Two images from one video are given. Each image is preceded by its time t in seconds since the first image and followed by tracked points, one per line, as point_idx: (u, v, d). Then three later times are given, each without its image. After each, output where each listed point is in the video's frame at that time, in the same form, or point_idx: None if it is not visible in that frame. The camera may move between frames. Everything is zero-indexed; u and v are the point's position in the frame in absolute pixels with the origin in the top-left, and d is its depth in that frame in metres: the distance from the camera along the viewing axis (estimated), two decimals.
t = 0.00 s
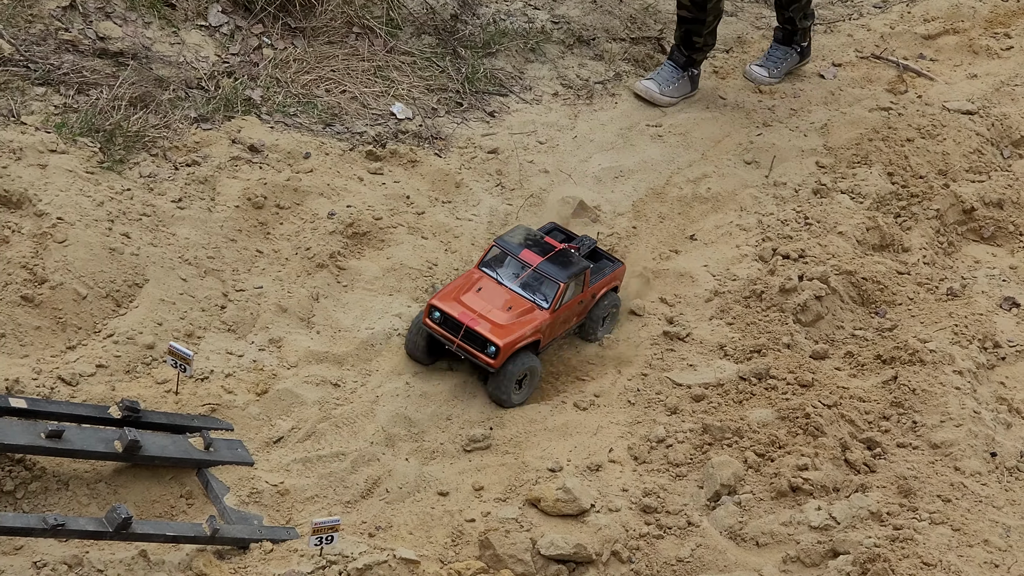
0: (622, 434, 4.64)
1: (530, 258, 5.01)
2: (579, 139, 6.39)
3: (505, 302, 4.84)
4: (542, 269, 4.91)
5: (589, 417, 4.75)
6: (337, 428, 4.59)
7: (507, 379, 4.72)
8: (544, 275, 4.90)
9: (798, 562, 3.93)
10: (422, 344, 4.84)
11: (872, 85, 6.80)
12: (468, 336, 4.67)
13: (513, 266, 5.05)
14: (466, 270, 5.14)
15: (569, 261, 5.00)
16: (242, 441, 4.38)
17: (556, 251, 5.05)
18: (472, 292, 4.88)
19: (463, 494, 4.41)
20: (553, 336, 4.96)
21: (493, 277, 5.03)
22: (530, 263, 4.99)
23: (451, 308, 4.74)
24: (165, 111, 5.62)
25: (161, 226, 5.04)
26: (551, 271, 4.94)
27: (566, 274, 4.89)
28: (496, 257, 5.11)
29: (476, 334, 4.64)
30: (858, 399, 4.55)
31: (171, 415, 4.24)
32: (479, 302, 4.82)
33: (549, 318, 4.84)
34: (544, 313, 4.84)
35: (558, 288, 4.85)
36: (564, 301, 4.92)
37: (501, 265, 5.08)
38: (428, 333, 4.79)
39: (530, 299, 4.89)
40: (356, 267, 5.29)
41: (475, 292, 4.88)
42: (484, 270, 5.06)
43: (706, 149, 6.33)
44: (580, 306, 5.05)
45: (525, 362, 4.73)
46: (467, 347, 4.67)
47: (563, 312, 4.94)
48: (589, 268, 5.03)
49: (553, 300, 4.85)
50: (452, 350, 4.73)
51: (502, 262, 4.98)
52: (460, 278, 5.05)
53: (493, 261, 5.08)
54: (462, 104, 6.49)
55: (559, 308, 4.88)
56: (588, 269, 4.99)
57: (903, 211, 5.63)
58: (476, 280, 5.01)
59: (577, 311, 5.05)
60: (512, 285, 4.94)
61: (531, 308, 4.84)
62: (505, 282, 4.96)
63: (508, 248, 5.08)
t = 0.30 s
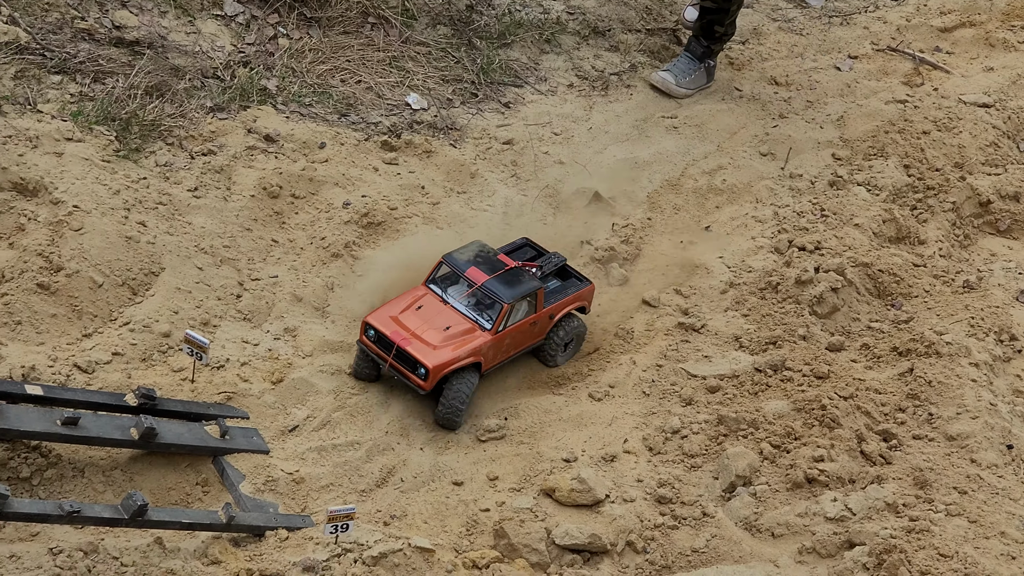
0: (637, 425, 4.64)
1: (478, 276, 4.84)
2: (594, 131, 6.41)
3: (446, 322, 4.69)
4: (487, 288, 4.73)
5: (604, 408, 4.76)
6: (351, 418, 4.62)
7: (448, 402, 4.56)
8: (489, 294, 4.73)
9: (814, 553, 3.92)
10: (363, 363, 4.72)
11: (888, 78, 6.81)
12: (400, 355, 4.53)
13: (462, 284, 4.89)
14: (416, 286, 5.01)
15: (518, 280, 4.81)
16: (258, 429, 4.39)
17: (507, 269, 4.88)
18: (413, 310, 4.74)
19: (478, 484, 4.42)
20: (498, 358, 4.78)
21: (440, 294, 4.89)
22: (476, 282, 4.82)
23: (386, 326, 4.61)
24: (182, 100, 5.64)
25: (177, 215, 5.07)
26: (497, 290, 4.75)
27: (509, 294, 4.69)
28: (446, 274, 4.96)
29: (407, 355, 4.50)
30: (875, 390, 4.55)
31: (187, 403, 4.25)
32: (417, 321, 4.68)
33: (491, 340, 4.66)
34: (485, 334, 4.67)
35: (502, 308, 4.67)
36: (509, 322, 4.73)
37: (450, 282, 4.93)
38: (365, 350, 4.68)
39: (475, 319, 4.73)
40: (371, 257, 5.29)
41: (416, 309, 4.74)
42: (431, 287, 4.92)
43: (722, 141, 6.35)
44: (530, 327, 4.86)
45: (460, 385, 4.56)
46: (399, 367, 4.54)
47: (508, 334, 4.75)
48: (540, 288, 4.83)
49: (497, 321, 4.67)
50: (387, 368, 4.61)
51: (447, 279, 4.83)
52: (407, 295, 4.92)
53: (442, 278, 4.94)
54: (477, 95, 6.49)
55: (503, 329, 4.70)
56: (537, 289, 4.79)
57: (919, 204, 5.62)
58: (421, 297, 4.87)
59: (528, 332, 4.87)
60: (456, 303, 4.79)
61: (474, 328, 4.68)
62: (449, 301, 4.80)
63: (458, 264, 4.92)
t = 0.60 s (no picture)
0: (657, 420, 4.64)
1: (497, 273, 4.79)
2: (617, 125, 6.43)
3: (465, 320, 4.64)
4: (506, 286, 4.67)
5: (624, 403, 4.76)
6: (371, 409, 4.63)
7: (465, 402, 4.51)
8: (509, 292, 4.67)
9: (833, 550, 3.90)
10: (380, 361, 4.68)
11: (912, 76, 6.81)
12: (420, 353, 4.48)
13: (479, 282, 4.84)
14: (434, 284, 4.96)
15: (537, 278, 4.76)
16: (278, 419, 4.40)
17: (526, 267, 4.82)
18: (431, 307, 4.69)
19: (498, 477, 4.44)
20: (517, 356, 4.73)
21: (458, 292, 4.83)
22: (495, 279, 4.77)
23: (405, 323, 4.56)
24: (206, 90, 5.69)
25: (201, 204, 5.10)
26: (515, 288, 4.70)
27: (528, 292, 4.64)
28: (463, 271, 4.91)
29: (427, 353, 4.45)
30: (895, 389, 4.54)
31: (209, 391, 4.26)
32: (436, 319, 4.63)
33: (510, 338, 4.61)
34: (504, 332, 4.61)
35: (521, 306, 4.62)
36: (528, 320, 4.67)
37: (468, 280, 4.88)
38: (382, 348, 4.63)
39: (493, 317, 4.67)
40: (393, 248, 5.31)
41: (434, 307, 4.69)
42: (449, 284, 4.87)
43: (745, 137, 6.39)
44: (549, 326, 4.80)
45: (479, 383, 4.51)
46: (418, 364, 4.49)
47: (527, 332, 4.70)
48: (559, 286, 4.77)
49: (516, 319, 4.62)
50: (405, 367, 4.56)
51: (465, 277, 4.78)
52: (425, 293, 4.87)
53: (460, 275, 4.89)
54: (500, 88, 6.52)
55: (522, 327, 4.64)
56: (556, 287, 4.73)
57: (942, 202, 5.61)
58: (439, 295, 4.82)
59: (547, 330, 4.82)
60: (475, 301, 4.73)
61: (493, 326, 4.63)
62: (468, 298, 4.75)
63: (476, 262, 4.87)
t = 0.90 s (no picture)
0: (684, 419, 4.63)
1: (525, 278, 4.78)
2: (649, 124, 6.49)
3: (493, 325, 4.63)
4: (535, 292, 4.66)
5: (651, 402, 4.75)
6: (399, 404, 4.64)
7: (493, 408, 4.51)
8: (538, 298, 4.67)
9: (859, 552, 3.86)
10: (407, 364, 4.67)
11: (945, 78, 6.80)
12: (448, 359, 4.47)
13: (507, 287, 4.83)
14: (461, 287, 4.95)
15: (565, 284, 4.75)
16: (306, 412, 4.42)
17: (554, 272, 4.81)
18: (460, 312, 4.68)
19: (524, 474, 4.44)
20: (544, 362, 4.72)
21: (486, 297, 4.82)
22: (523, 284, 4.76)
23: (433, 328, 4.55)
24: (240, 84, 5.78)
25: (233, 197, 5.16)
26: (544, 294, 4.69)
27: (558, 299, 4.63)
28: (491, 276, 4.90)
29: (456, 358, 4.44)
30: (924, 392, 4.50)
31: (238, 384, 4.28)
32: (465, 324, 4.62)
33: (538, 344, 4.60)
34: (533, 338, 4.60)
35: (550, 313, 4.61)
36: (556, 326, 4.66)
37: (496, 284, 4.87)
38: (410, 351, 4.62)
39: (522, 323, 4.66)
40: (423, 243, 5.36)
41: (463, 312, 4.68)
42: (477, 289, 4.86)
43: (777, 137, 6.40)
44: (576, 332, 4.79)
45: (507, 390, 4.51)
46: (447, 369, 4.48)
47: (555, 338, 4.69)
48: (587, 292, 4.76)
49: (545, 325, 4.61)
50: (433, 371, 4.55)
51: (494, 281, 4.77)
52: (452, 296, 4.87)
53: (488, 280, 4.88)
54: (532, 85, 6.60)
55: (550, 334, 4.63)
56: (584, 294, 4.72)
57: (975, 205, 5.57)
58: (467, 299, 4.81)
59: (574, 336, 4.81)
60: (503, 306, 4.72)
61: (522, 332, 4.61)
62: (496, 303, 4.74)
63: (504, 267, 4.86)
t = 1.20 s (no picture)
0: (708, 422, 4.61)
1: (549, 285, 4.75)
2: (676, 125, 6.50)
3: (517, 332, 4.58)
4: (559, 299, 4.62)
5: (675, 404, 4.73)
6: (423, 403, 4.63)
7: (517, 416, 4.47)
8: (562, 305, 4.63)
9: (882, 557, 3.83)
10: (428, 372, 4.61)
11: (976, 82, 6.78)
12: (473, 366, 4.43)
13: (530, 294, 4.79)
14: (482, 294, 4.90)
15: (589, 292, 4.72)
16: (330, 411, 4.42)
17: (577, 279, 4.78)
18: (483, 319, 4.63)
19: (547, 474, 4.44)
20: (567, 369, 4.67)
21: (508, 304, 4.78)
22: (546, 292, 4.72)
23: (458, 335, 4.50)
24: (268, 81, 5.80)
25: (260, 194, 5.20)
26: (568, 301, 4.65)
27: (582, 306, 4.59)
28: (513, 283, 4.86)
29: (481, 365, 4.39)
30: (950, 397, 4.46)
31: (263, 381, 4.29)
32: (488, 331, 4.57)
33: (562, 351, 4.56)
34: (557, 346, 4.56)
35: (574, 320, 4.57)
36: (579, 334, 4.62)
37: (519, 292, 4.82)
38: (433, 358, 4.57)
39: (546, 330, 4.62)
40: (449, 243, 5.39)
41: (486, 319, 4.63)
42: (499, 296, 4.81)
43: (805, 139, 6.39)
44: (599, 339, 4.76)
45: (531, 397, 4.47)
46: (471, 377, 4.43)
47: (578, 346, 4.65)
48: (609, 300, 4.73)
49: (569, 333, 4.57)
50: (457, 378, 4.50)
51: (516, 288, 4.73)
52: (474, 303, 4.82)
53: (510, 287, 4.84)
54: (560, 85, 6.62)
55: (574, 341, 4.59)
56: (607, 301, 4.69)
57: (1003, 210, 5.55)
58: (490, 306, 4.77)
59: (597, 344, 4.77)
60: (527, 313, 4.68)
61: (546, 339, 4.57)
62: (519, 310, 4.70)
63: (527, 274, 4.82)
